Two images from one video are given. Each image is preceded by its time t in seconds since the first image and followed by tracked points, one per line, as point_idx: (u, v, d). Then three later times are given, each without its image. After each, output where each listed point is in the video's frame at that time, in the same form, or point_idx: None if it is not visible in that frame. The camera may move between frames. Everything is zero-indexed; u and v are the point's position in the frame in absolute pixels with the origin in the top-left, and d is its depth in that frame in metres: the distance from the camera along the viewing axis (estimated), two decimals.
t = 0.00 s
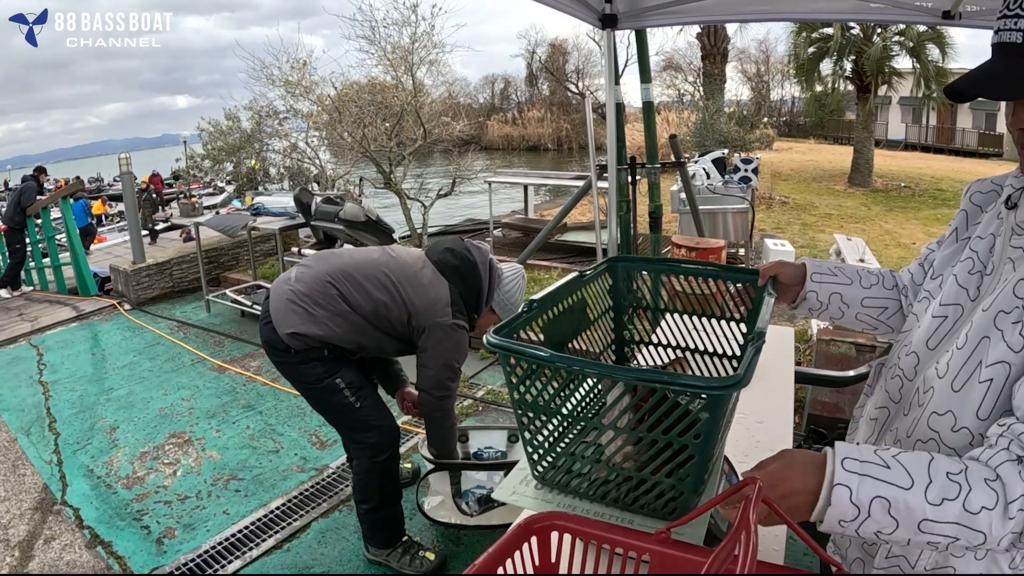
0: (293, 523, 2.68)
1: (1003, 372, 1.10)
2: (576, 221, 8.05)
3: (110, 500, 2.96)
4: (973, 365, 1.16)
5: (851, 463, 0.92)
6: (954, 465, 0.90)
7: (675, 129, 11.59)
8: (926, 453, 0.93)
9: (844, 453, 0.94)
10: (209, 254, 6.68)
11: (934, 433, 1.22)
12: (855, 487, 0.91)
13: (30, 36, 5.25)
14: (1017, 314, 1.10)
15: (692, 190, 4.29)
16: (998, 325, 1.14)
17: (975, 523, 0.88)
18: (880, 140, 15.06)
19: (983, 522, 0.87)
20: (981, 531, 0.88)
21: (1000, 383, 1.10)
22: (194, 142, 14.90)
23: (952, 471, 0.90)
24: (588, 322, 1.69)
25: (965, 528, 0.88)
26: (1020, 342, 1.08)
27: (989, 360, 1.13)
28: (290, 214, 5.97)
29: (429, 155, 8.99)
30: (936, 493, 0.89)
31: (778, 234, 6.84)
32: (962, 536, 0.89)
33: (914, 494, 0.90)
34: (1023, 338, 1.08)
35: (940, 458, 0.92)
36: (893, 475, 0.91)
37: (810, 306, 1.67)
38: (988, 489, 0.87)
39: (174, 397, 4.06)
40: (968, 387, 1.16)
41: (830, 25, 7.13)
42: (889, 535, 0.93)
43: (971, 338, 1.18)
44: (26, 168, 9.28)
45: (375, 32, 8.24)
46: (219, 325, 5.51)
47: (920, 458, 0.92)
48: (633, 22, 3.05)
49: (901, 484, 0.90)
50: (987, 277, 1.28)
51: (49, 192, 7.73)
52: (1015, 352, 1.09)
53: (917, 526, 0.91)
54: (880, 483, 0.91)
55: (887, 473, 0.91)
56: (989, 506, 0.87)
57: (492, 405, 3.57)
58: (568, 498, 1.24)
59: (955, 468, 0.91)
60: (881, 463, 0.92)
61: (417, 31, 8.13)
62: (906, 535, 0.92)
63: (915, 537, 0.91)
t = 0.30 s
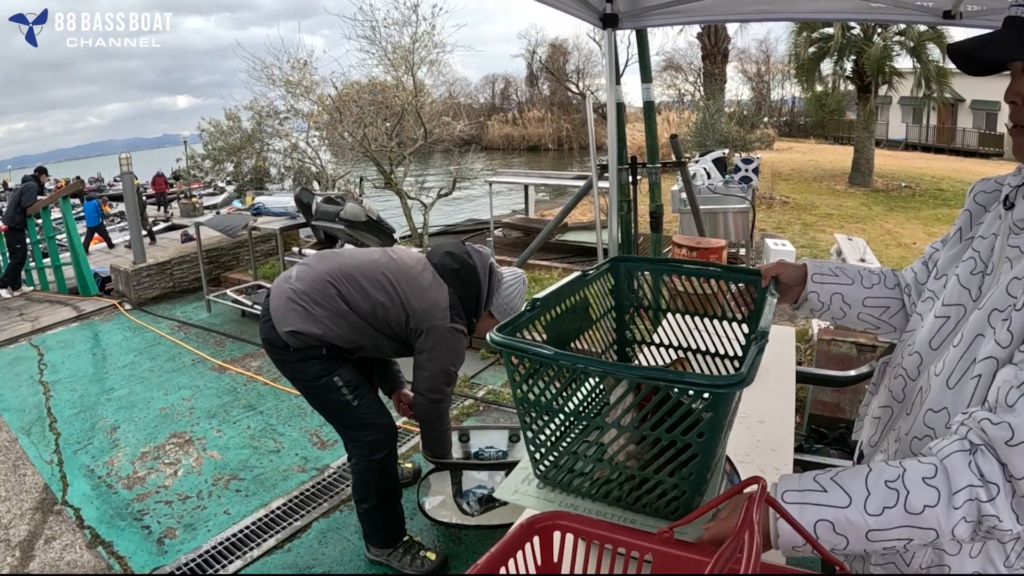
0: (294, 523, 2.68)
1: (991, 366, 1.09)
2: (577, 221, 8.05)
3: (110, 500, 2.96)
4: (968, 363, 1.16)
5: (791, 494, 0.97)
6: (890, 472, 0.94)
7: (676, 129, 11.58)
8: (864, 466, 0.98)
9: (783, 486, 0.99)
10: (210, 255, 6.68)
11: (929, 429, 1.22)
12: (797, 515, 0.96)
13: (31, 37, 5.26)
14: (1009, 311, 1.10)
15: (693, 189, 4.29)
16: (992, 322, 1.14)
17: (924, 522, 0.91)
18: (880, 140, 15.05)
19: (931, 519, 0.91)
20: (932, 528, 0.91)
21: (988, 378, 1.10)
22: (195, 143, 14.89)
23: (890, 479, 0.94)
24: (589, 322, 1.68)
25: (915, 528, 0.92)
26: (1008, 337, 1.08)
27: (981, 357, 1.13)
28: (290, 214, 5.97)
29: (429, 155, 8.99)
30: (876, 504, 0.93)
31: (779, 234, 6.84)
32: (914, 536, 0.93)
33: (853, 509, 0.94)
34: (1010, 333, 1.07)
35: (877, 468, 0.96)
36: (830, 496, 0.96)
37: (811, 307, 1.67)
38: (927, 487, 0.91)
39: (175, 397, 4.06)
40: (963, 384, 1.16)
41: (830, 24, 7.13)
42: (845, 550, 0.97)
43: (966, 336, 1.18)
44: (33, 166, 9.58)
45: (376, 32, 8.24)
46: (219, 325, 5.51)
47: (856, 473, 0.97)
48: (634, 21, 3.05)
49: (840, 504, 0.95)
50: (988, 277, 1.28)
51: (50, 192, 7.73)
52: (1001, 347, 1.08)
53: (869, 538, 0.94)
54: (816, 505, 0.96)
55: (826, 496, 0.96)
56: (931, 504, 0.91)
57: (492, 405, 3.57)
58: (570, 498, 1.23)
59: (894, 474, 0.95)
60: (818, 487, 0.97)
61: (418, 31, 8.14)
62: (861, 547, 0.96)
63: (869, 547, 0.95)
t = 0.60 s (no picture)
0: (295, 522, 2.68)
1: (981, 362, 1.09)
2: (577, 220, 8.05)
3: (111, 500, 2.96)
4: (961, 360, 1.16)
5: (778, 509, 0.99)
6: (875, 479, 0.95)
7: (676, 128, 11.59)
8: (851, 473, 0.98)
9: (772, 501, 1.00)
10: (210, 254, 6.68)
11: (925, 427, 1.22)
12: (787, 531, 0.98)
13: (31, 37, 5.26)
14: (1000, 306, 1.10)
15: (693, 189, 4.29)
16: (984, 319, 1.14)
17: (913, 525, 0.91)
18: (880, 139, 15.03)
19: (919, 521, 0.91)
20: (922, 530, 0.91)
21: (979, 374, 1.10)
22: (195, 142, 14.89)
23: (874, 485, 0.94)
24: (590, 321, 1.68)
25: (905, 532, 0.92)
26: (998, 333, 1.07)
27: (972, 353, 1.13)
28: (291, 213, 5.97)
29: (430, 155, 9.00)
30: (863, 512, 0.94)
31: (779, 234, 6.84)
32: (905, 539, 0.92)
33: (842, 518, 0.94)
34: (1001, 329, 1.07)
35: (862, 476, 0.96)
36: (818, 508, 0.96)
37: (810, 307, 1.67)
38: (912, 490, 0.91)
39: (175, 397, 4.06)
40: (956, 381, 1.16)
41: (830, 23, 7.11)
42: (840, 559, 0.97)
43: (959, 334, 1.18)
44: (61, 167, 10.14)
45: (376, 32, 8.24)
46: (220, 324, 5.51)
47: (841, 483, 0.97)
48: (634, 21, 3.05)
49: (828, 515, 0.95)
50: (983, 275, 1.27)
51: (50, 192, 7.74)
52: (992, 342, 1.08)
53: (861, 546, 0.94)
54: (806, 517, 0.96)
55: (813, 508, 0.96)
56: (918, 506, 0.90)
57: (492, 405, 3.57)
58: (570, 497, 1.23)
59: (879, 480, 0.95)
60: (805, 501, 0.98)
61: (418, 30, 8.14)
62: (854, 554, 0.96)
63: (861, 553, 0.95)
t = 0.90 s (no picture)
0: (295, 521, 2.67)
1: (979, 360, 1.09)
2: (578, 219, 8.04)
3: (111, 499, 2.95)
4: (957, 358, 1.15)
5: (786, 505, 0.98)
6: (886, 478, 0.94)
7: (676, 127, 11.57)
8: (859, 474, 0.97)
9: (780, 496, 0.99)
10: (210, 254, 6.68)
11: (922, 425, 1.21)
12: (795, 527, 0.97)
13: (31, 36, 5.26)
14: (995, 303, 1.09)
15: (694, 187, 4.28)
16: (980, 316, 1.14)
17: (924, 527, 0.90)
18: (882, 137, 15.00)
19: (930, 523, 0.90)
20: (933, 532, 0.90)
21: (976, 372, 1.10)
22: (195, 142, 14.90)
23: (883, 485, 0.93)
24: (589, 320, 1.68)
25: (916, 534, 0.91)
26: (995, 331, 1.07)
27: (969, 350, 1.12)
28: (291, 213, 5.96)
29: (431, 154, 9.00)
30: (874, 511, 0.93)
31: (781, 232, 6.83)
32: (915, 541, 0.92)
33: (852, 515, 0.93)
34: (998, 326, 1.07)
35: (873, 474, 0.96)
36: (828, 505, 0.95)
37: (810, 306, 1.66)
38: (925, 491, 0.91)
39: (176, 396, 4.06)
40: (951, 379, 1.15)
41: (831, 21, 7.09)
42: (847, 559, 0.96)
43: (955, 331, 1.18)
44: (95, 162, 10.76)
45: (376, 30, 8.24)
46: (220, 324, 5.51)
47: (852, 481, 0.96)
48: (633, 19, 3.04)
49: (837, 513, 0.94)
50: (977, 270, 1.27)
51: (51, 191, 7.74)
52: (989, 341, 1.08)
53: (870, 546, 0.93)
54: (814, 511, 0.96)
55: (823, 505, 0.96)
56: (930, 508, 0.90)
57: (492, 404, 3.57)
58: (569, 496, 1.23)
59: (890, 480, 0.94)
60: (815, 498, 0.97)
61: (419, 29, 8.13)
62: (862, 555, 0.95)
63: (869, 554, 0.94)
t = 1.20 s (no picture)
0: (295, 519, 2.67)
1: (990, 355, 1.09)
2: (578, 217, 8.04)
3: (111, 498, 2.95)
4: (962, 353, 1.15)
5: (973, 425, 0.87)
6: None
7: (677, 126, 11.57)
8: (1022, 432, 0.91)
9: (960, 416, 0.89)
10: (211, 252, 6.67)
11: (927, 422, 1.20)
12: (980, 452, 0.85)
13: (31, 35, 5.26)
14: (999, 297, 1.09)
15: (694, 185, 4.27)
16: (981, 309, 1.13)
17: None
18: (882, 135, 14.98)
19: None
20: None
21: (990, 369, 1.09)
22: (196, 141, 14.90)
23: None
24: (589, 315, 1.68)
25: None
26: (1006, 327, 1.07)
27: (977, 346, 1.12)
28: (291, 211, 5.95)
29: (431, 153, 9.00)
30: None
31: (781, 230, 6.83)
32: None
33: None
34: (1008, 322, 1.07)
35: None
36: (1011, 441, 0.88)
37: (817, 301, 1.68)
38: None
39: (176, 394, 4.05)
40: (956, 374, 1.15)
41: (830, 19, 7.06)
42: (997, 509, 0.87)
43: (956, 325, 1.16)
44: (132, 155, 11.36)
45: (377, 29, 8.23)
46: (220, 322, 5.51)
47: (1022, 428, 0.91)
48: (634, 16, 3.03)
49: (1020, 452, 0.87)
50: (970, 262, 1.28)
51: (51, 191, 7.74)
52: (1002, 337, 1.07)
53: None
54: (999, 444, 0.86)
55: (1005, 439, 0.88)
56: None
57: (493, 401, 3.56)
58: (569, 491, 1.22)
59: None
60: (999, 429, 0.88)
61: (419, 27, 8.12)
62: (1014, 512, 0.88)
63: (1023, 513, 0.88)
